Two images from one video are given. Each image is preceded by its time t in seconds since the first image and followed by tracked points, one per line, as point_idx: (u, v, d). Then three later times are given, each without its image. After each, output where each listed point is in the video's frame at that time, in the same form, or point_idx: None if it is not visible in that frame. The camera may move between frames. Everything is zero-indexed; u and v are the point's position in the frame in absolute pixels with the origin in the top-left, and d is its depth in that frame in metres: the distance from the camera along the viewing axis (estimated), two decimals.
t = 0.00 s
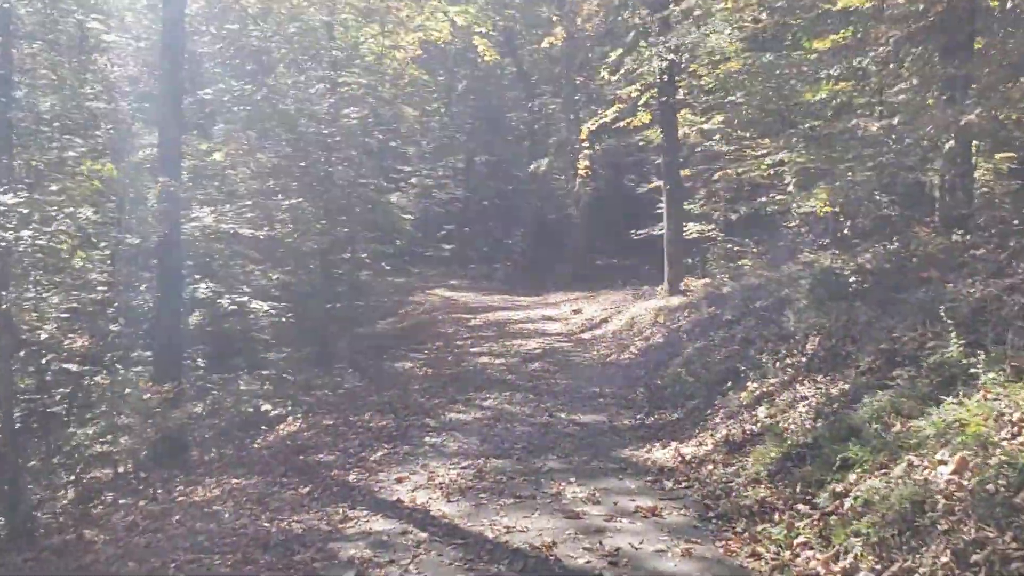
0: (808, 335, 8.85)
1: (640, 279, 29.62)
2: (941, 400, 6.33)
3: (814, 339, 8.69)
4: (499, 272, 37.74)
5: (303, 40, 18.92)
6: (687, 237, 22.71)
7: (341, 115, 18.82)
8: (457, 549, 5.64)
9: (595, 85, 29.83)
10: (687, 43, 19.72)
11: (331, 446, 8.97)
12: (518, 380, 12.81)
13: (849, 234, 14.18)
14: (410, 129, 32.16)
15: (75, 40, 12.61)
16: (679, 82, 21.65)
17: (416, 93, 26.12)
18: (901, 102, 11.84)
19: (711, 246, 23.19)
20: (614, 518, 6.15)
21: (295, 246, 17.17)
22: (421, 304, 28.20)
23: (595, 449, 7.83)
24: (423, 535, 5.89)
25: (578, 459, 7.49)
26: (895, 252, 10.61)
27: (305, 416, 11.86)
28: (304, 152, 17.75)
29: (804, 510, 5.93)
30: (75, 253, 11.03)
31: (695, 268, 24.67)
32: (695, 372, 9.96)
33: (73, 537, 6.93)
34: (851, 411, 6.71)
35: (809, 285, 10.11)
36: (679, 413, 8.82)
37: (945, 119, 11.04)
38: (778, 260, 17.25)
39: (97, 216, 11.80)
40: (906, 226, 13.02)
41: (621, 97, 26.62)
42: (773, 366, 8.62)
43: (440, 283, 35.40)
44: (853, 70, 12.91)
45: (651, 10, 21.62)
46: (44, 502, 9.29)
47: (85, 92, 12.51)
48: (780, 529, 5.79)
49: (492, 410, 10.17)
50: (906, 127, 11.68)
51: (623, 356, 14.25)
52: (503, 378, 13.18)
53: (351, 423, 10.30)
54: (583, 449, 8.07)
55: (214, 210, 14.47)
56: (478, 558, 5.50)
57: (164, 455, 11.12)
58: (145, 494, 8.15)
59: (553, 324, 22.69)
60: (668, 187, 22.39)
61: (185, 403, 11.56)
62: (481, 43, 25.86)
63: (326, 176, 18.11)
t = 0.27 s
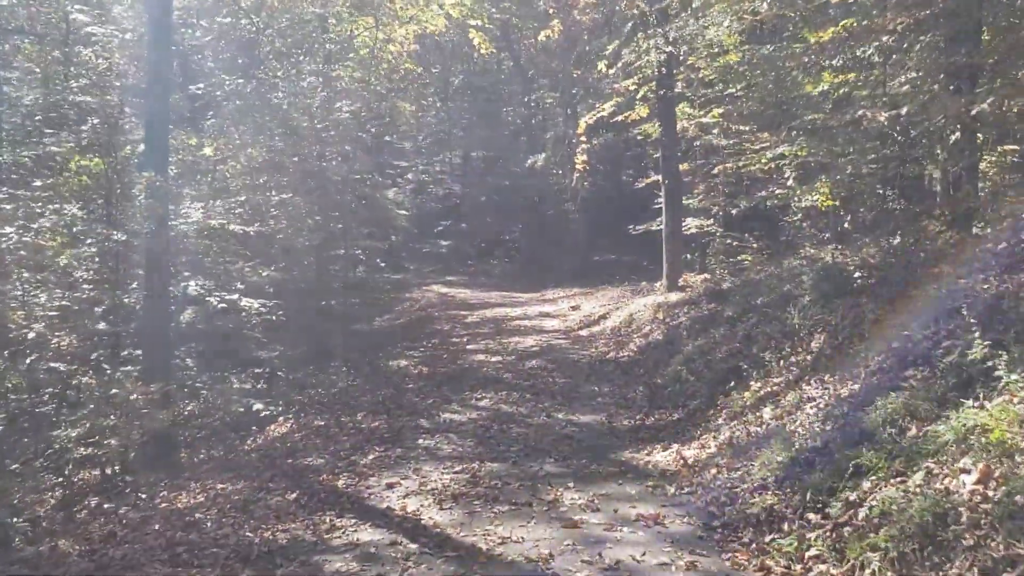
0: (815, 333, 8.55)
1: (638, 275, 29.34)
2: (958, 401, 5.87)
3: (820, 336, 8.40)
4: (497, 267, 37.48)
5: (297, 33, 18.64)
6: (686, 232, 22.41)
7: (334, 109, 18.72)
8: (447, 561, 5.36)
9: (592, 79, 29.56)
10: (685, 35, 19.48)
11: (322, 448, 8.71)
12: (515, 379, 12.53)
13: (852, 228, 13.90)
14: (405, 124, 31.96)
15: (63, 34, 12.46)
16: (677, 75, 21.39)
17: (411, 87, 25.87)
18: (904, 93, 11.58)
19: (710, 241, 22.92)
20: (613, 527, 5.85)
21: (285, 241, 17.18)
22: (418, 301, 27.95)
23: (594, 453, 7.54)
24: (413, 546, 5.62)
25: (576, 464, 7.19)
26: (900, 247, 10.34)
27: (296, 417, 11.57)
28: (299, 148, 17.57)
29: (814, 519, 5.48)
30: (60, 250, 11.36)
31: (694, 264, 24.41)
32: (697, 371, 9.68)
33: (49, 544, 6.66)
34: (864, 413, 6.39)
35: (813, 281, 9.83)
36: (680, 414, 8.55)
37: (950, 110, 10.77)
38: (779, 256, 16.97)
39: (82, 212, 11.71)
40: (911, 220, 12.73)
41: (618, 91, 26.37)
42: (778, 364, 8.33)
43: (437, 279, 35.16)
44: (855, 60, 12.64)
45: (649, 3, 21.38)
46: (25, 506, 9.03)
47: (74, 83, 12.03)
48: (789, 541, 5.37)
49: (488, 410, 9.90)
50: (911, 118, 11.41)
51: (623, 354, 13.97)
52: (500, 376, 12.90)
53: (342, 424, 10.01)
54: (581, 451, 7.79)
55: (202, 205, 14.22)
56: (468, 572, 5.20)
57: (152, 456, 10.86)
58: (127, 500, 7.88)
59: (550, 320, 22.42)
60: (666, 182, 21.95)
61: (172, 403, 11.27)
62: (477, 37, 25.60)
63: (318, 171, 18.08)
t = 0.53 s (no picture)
0: (825, 333, 8.25)
1: (642, 274, 29.05)
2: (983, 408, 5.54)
3: (830, 337, 8.10)
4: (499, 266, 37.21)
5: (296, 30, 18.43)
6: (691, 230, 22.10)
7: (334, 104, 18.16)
8: None
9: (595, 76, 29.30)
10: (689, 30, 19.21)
11: (315, 451, 8.45)
12: (516, 379, 12.25)
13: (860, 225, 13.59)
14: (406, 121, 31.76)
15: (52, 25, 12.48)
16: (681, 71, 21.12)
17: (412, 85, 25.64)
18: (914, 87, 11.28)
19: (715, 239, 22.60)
20: (617, 540, 5.55)
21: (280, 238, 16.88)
22: (420, 300, 27.71)
23: (597, 459, 7.24)
24: (404, 560, 5.34)
25: (578, 471, 6.90)
26: (913, 244, 10.03)
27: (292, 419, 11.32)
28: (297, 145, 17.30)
29: (831, 533, 5.13)
30: (51, 248, 11.28)
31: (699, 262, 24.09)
32: (703, 372, 9.39)
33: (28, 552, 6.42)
34: (880, 418, 6.08)
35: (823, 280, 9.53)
36: (686, 417, 8.26)
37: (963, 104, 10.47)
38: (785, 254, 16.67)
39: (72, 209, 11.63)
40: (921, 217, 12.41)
41: (622, 87, 26.08)
42: (788, 366, 8.04)
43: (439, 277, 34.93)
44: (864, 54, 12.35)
45: None
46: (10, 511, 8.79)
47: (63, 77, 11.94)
48: (802, 555, 5.05)
49: (488, 412, 9.65)
50: (922, 113, 11.11)
51: (626, 354, 13.67)
52: (501, 377, 12.62)
53: (338, 427, 9.74)
54: (583, 457, 7.50)
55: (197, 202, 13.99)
56: None
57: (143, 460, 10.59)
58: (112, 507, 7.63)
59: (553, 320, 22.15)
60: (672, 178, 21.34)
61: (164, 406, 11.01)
62: (479, 33, 25.38)
63: (317, 167, 17.67)
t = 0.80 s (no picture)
0: (837, 333, 7.99)
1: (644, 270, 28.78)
2: (1011, 415, 5.24)
3: (842, 337, 7.82)
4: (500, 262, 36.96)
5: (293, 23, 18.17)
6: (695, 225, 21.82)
7: (331, 95, 17.82)
8: None
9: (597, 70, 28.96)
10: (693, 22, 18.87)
11: (310, 454, 8.22)
12: (518, 378, 12.02)
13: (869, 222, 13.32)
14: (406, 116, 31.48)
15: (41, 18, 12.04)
16: (685, 64, 20.80)
17: (413, 79, 25.34)
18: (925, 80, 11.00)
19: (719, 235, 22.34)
20: (623, 554, 5.28)
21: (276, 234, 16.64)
22: (420, 296, 27.48)
23: (602, 464, 7.00)
24: None
25: (582, 477, 6.66)
26: (925, 241, 9.77)
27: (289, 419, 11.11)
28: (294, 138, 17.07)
29: (852, 550, 4.86)
30: (43, 244, 11.06)
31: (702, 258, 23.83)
32: (709, 372, 9.14)
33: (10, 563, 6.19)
34: (900, 426, 5.81)
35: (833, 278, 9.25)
36: (692, 420, 8.02)
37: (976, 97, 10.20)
38: (791, 250, 16.41)
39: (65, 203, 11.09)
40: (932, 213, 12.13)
41: (624, 81, 25.78)
42: (798, 368, 7.78)
43: (439, 273, 34.70)
44: (873, 46, 12.05)
45: None
46: None
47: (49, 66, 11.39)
48: (821, 574, 4.78)
49: (488, 413, 9.42)
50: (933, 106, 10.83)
51: (629, 353, 13.44)
52: (502, 375, 12.39)
53: (335, 428, 9.52)
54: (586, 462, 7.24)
55: (191, 197, 13.67)
56: None
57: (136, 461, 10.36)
58: (101, 512, 7.41)
59: (555, 316, 21.90)
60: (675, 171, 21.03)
61: (156, 406, 10.76)
62: (480, 27, 25.07)
63: (316, 162, 17.39)
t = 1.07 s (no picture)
0: (848, 329, 7.71)
1: (642, 267, 28.51)
2: None
3: (853, 332, 7.54)
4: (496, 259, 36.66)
5: (286, 15, 17.82)
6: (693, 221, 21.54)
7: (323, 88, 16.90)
8: None
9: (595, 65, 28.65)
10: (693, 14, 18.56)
11: (300, 456, 7.90)
12: (515, 377, 11.72)
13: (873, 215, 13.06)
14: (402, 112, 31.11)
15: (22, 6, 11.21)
16: (684, 58, 20.51)
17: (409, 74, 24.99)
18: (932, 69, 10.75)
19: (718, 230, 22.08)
20: (630, 562, 4.98)
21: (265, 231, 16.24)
22: (416, 294, 27.17)
23: (605, 465, 6.70)
24: None
25: (584, 480, 6.36)
26: (934, 234, 9.51)
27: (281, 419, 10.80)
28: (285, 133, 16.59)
29: (876, 559, 4.56)
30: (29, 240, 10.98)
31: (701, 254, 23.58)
32: (714, 369, 8.86)
33: None
34: (922, 425, 5.52)
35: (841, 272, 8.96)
36: (697, 419, 7.73)
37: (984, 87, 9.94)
38: (792, 246, 16.14)
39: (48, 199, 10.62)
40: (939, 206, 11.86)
41: (622, 76, 25.49)
42: (807, 364, 7.50)
43: (435, 271, 34.39)
44: (879, 35, 11.76)
45: None
46: None
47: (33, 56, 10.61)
48: None
49: (486, 413, 9.11)
50: (941, 96, 10.57)
51: (630, 350, 13.15)
52: (499, 374, 12.09)
53: (327, 429, 9.21)
54: (588, 463, 6.94)
55: (180, 192, 13.30)
56: None
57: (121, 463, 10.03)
58: (81, 517, 7.09)
59: (552, 313, 21.63)
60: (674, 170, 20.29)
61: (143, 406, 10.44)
62: (476, 21, 24.74)
63: (307, 157, 16.92)
